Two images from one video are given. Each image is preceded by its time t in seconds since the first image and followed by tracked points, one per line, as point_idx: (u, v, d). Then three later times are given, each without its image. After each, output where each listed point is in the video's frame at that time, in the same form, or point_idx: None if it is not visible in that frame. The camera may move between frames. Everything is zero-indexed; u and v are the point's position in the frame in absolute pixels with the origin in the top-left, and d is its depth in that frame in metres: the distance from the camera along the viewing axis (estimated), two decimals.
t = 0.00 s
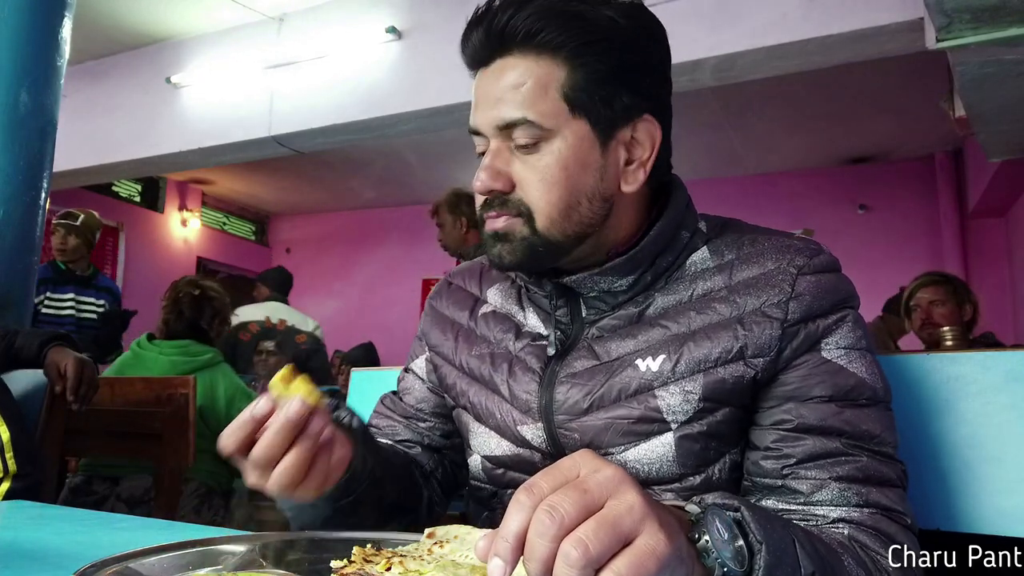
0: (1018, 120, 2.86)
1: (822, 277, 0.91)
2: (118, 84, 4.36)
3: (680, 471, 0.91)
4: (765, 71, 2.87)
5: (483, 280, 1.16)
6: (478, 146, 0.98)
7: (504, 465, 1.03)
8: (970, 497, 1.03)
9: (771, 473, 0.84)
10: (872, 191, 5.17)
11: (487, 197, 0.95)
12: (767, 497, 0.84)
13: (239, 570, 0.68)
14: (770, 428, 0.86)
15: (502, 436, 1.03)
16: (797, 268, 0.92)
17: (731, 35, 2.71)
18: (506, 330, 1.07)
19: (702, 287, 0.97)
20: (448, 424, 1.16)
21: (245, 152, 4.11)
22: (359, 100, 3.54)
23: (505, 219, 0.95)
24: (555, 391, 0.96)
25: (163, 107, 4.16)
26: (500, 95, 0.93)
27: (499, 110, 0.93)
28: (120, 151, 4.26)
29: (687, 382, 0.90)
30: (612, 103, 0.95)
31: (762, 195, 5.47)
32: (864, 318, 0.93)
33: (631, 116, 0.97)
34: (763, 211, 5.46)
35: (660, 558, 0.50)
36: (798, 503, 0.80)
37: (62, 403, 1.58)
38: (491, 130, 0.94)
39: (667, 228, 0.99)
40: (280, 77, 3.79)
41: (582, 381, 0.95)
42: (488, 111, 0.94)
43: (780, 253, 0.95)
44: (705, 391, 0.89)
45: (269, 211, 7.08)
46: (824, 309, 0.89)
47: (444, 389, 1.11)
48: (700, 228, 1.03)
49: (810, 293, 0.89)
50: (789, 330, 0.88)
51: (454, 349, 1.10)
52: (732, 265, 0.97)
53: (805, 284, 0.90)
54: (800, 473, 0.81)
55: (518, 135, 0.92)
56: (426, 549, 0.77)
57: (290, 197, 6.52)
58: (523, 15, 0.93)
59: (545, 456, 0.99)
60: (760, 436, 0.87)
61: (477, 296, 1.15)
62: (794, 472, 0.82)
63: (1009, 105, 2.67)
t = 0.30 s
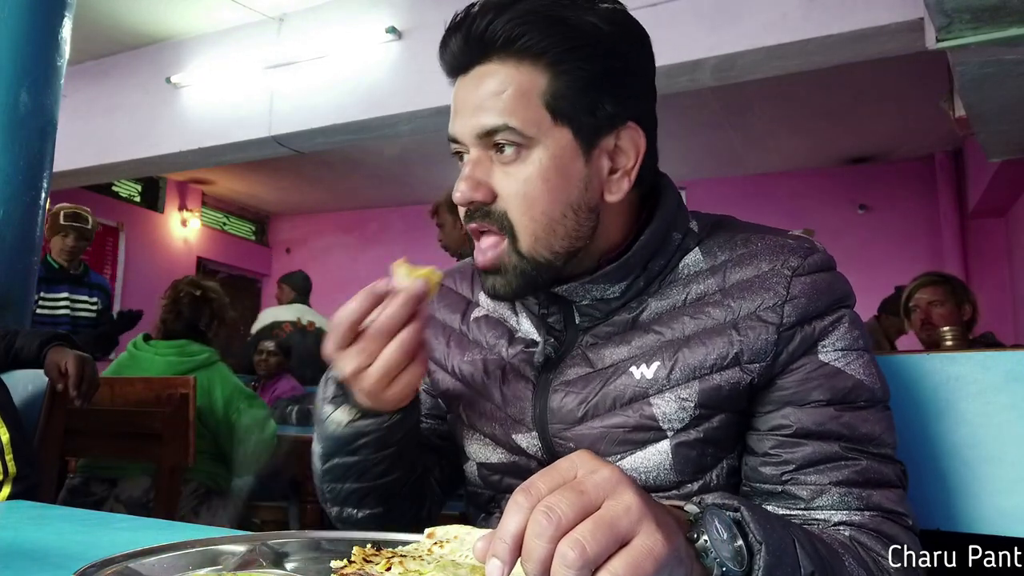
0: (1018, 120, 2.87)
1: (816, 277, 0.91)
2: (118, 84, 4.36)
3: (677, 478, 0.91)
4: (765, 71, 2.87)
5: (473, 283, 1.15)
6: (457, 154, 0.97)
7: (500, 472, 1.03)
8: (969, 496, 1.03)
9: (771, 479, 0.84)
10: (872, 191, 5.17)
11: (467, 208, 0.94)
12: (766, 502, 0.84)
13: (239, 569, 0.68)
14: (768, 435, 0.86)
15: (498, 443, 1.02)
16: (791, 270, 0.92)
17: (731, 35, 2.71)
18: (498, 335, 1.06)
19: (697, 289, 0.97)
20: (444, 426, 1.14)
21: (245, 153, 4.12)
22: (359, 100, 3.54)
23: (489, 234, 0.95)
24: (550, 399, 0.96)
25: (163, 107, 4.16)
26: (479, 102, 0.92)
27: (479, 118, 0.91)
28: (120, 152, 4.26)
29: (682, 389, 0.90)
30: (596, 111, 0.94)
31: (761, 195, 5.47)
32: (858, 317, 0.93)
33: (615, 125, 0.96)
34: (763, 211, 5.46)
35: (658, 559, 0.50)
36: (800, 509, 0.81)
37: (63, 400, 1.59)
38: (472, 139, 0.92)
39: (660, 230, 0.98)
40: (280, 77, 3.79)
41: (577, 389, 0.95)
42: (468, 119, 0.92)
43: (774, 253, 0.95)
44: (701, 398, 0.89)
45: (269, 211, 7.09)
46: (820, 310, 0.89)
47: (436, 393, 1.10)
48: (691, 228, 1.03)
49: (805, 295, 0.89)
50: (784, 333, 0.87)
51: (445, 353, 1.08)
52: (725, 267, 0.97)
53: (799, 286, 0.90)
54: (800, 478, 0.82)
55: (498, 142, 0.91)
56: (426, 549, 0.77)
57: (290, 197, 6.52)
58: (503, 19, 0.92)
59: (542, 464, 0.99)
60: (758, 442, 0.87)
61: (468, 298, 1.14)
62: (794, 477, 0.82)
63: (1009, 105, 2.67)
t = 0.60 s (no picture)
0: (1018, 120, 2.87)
1: (816, 278, 0.91)
2: (119, 84, 4.36)
3: (679, 483, 0.91)
4: (765, 71, 2.87)
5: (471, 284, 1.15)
6: (448, 155, 0.98)
7: (500, 474, 1.02)
8: (968, 497, 1.03)
9: (773, 483, 0.84)
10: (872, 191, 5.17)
11: (458, 210, 0.95)
12: (768, 505, 0.85)
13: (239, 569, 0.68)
14: (769, 438, 0.86)
15: (497, 447, 1.02)
16: (792, 272, 0.91)
17: (731, 35, 2.71)
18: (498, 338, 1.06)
19: (697, 291, 0.96)
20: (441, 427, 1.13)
21: (245, 152, 4.11)
22: (359, 99, 3.54)
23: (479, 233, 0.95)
24: (550, 403, 0.96)
25: (163, 107, 4.16)
26: (469, 102, 0.92)
27: (468, 118, 0.92)
28: (120, 152, 4.26)
29: (683, 393, 0.90)
30: (584, 112, 0.93)
31: (761, 195, 5.47)
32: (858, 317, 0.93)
33: (604, 127, 0.95)
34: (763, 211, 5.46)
35: (657, 558, 0.50)
36: (802, 513, 0.81)
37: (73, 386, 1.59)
38: (460, 141, 0.93)
39: (657, 233, 0.98)
40: (280, 77, 3.79)
41: (578, 395, 0.95)
42: (456, 121, 0.93)
43: (774, 255, 0.95)
44: (702, 402, 0.89)
45: (269, 211, 7.09)
46: (822, 312, 0.89)
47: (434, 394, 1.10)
48: (689, 229, 1.03)
49: (806, 297, 0.89)
50: (786, 336, 0.87)
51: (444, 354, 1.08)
52: (725, 269, 0.97)
53: (800, 288, 0.90)
54: (803, 481, 0.82)
55: (487, 142, 0.91)
56: (426, 549, 0.77)
57: (290, 197, 6.52)
58: (490, 19, 0.92)
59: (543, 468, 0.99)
60: (759, 445, 0.87)
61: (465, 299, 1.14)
62: (796, 481, 0.82)
63: (1009, 105, 2.67)
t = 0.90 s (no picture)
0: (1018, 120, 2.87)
1: (816, 276, 0.91)
2: (118, 84, 4.36)
3: (680, 480, 0.91)
4: (765, 71, 2.87)
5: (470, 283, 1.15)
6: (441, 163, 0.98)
7: (499, 471, 1.03)
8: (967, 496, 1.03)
9: (773, 480, 0.84)
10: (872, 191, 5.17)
11: (450, 218, 0.94)
12: (769, 502, 0.85)
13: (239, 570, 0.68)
14: (770, 435, 0.86)
15: (497, 445, 1.02)
16: (792, 270, 0.91)
17: (731, 35, 2.71)
18: (498, 337, 1.05)
19: (697, 289, 0.96)
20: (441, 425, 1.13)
21: (245, 153, 4.11)
22: (359, 99, 3.54)
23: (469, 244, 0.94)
24: (550, 401, 0.96)
25: (163, 108, 4.16)
26: (456, 111, 0.92)
27: (455, 127, 0.92)
28: (120, 152, 4.26)
29: (684, 389, 0.90)
30: (568, 118, 0.93)
31: (761, 195, 5.46)
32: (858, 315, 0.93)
33: (590, 130, 0.95)
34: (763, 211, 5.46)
35: (656, 560, 0.50)
36: (803, 509, 0.81)
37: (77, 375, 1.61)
38: (449, 150, 0.93)
39: (656, 231, 0.98)
40: (280, 77, 3.79)
41: (578, 392, 0.95)
42: (445, 130, 0.93)
43: (774, 253, 0.95)
44: (702, 399, 0.89)
45: (269, 211, 7.09)
46: (822, 309, 0.89)
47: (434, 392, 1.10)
48: (689, 228, 1.03)
49: (806, 294, 0.89)
50: (786, 333, 0.87)
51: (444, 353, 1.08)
52: (725, 267, 0.97)
53: (799, 285, 0.89)
54: (803, 478, 0.82)
55: (474, 151, 0.91)
56: (426, 549, 0.77)
57: (290, 197, 6.52)
58: (473, 27, 0.92)
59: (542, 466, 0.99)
60: (760, 442, 0.87)
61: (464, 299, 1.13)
62: (797, 478, 0.82)
63: (1009, 105, 2.67)
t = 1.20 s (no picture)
0: (1018, 120, 2.87)
1: (819, 273, 0.91)
2: (118, 84, 4.36)
3: (681, 466, 0.91)
4: (765, 71, 2.87)
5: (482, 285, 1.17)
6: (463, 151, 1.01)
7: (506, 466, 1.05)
8: (966, 497, 1.03)
9: (774, 468, 0.84)
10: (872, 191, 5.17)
11: (466, 204, 0.98)
12: (769, 490, 0.84)
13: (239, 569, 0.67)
14: (772, 424, 0.86)
15: (503, 439, 1.03)
16: (794, 265, 0.92)
17: (731, 35, 2.70)
18: (506, 332, 1.07)
19: (701, 285, 0.97)
20: (449, 430, 1.17)
21: (245, 152, 4.11)
22: (359, 99, 3.54)
23: (480, 230, 0.97)
24: (555, 389, 0.97)
25: (163, 107, 4.16)
26: (479, 101, 0.95)
27: (477, 116, 0.95)
28: (119, 152, 4.25)
29: (687, 377, 0.90)
30: (586, 111, 0.94)
31: (761, 195, 5.46)
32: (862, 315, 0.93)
33: (607, 124, 0.96)
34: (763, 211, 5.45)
35: (655, 562, 0.50)
36: (800, 496, 0.81)
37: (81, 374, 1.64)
38: (472, 137, 0.96)
39: (662, 228, 0.99)
40: (280, 77, 3.79)
41: (582, 380, 0.96)
42: (469, 118, 0.96)
43: (777, 251, 0.95)
44: (704, 386, 0.90)
45: (269, 211, 7.09)
46: (822, 304, 0.89)
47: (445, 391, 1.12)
48: (696, 228, 1.03)
49: (808, 288, 0.89)
50: (786, 325, 0.88)
51: (453, 351, 1.11)
52: (730, 264, 0.97)
53: (801, 280, 0.90)
54: (801, 467, 0.82)
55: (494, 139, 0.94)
56: (425, 549, 0.77)
57: (290, 197, 6.52)
58: (500, 22, 0.95)
59: (546, 456, 0.99)
60: (761, 432, 0.87)
61: (476, 301, 1.15)
62: (795, 465, 0.82)
63: (1009, 105, 2.67)
